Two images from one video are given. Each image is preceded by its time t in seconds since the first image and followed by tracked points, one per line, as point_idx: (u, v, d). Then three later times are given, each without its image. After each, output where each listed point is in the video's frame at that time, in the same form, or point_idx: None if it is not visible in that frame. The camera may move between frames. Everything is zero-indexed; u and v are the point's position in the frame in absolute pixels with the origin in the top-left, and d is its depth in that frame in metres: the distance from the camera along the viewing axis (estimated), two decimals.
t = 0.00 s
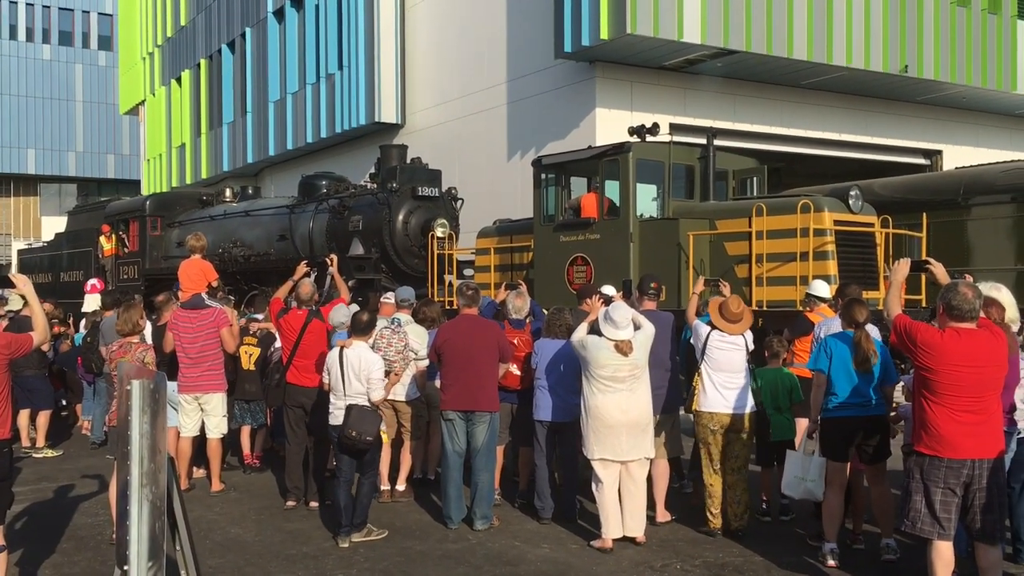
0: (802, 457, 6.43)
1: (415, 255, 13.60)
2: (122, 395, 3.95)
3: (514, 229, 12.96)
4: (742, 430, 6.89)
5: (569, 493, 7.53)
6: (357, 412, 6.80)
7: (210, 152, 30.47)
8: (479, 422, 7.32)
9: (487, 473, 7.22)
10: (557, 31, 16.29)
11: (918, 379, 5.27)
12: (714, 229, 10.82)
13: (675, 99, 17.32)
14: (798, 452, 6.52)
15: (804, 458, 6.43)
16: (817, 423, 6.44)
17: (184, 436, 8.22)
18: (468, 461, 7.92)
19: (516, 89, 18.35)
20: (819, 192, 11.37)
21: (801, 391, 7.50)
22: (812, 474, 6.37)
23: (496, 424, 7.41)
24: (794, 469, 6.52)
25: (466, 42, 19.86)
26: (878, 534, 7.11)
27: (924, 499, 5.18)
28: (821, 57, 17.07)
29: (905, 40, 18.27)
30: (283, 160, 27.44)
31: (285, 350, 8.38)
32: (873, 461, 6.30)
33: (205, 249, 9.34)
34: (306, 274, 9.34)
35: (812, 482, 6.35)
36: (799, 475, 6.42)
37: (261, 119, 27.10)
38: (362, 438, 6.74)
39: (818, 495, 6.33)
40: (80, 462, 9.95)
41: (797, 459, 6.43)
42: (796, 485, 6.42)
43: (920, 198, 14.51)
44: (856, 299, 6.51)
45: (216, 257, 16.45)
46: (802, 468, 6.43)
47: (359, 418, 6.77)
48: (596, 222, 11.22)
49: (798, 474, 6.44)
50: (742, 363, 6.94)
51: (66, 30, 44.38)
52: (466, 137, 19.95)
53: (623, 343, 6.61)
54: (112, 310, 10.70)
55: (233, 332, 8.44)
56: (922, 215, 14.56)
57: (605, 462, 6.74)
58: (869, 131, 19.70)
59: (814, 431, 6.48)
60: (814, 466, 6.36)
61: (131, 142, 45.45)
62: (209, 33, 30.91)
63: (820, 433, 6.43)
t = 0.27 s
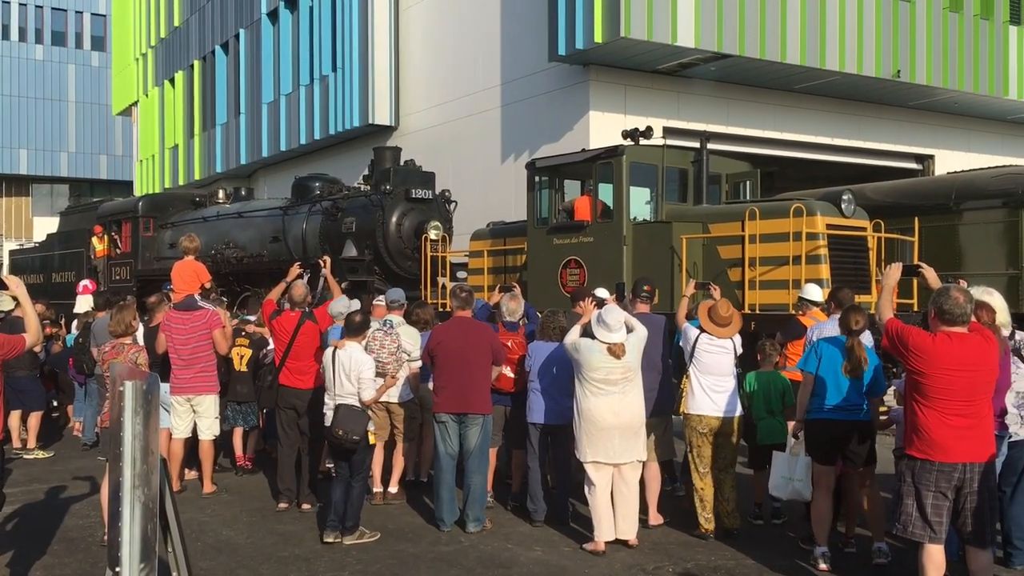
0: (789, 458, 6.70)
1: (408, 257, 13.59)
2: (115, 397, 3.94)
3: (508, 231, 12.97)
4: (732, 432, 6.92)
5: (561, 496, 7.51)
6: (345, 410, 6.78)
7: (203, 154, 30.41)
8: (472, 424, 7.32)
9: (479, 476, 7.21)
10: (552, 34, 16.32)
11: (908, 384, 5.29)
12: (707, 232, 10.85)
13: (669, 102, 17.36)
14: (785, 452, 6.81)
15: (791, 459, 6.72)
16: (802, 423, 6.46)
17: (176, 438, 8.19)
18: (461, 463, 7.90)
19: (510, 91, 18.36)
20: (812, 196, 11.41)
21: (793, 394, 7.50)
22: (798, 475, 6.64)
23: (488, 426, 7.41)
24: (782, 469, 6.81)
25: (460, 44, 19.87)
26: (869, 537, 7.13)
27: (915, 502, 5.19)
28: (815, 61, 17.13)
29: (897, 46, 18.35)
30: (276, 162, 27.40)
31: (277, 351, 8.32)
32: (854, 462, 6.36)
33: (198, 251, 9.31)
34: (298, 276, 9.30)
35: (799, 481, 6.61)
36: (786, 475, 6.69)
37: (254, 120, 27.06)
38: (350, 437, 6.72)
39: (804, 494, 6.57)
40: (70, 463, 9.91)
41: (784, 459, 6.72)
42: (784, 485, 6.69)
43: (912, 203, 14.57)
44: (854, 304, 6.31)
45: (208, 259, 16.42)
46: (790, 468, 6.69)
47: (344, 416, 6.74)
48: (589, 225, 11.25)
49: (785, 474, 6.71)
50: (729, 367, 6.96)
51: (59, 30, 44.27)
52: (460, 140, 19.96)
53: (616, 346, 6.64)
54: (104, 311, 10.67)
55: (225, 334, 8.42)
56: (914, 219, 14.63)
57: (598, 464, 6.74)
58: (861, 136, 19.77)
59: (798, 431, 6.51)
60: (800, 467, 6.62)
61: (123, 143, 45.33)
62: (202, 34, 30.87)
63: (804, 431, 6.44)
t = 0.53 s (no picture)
0: (774, 461, 6.50)
1: (403, 261, 13.58)
2: (108, 400, 3.93)
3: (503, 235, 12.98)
4: (728, 436, 6.90)
5: (556, 500, 7.51)
6: (332, 410, 6.88)
7: (198, 156, 30.36)
8: (466, 428, 7.31)
9: (473, 480, 7.20)
10: (547, 39, 16.34)
11: (902, 389, 5.29)
12: (702, 236, 10.86)
13: (664, 107, 17.38)
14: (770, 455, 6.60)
15: (776, 461, 6.51)
16: (785, 428, 6.47)
17: (168, 441, 8.16)
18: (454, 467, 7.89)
19: (506, 95, 18.37)
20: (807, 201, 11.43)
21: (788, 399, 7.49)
22: (784, 478, 6.46)
23: (482, 430, 7.39)
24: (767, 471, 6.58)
25: (455, 48, 19.88)
26: (863, 542, 7.13)
27: (909, 506, 5.20)
28: (809, 66, 17.18)
29: (891, 51, 18.42)
30: (271, 165, 27.37)
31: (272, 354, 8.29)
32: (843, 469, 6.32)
33: (192, 254, 9.29)
34: (293, 280, 9.28)
35: (785, 484, 6.44)
36: (772, 478, 6.49)
37: (249, 123, 27.03)
38: (339, 437, 6.78)
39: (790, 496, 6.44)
40: (63, 466, 9.87)
41: (769, 462, 6.50)
42: (769, 489, 6.50)
43: (906, 208, 14.62)
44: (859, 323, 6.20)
45: (203, 262, 16.39)
46: (774, 470, 6.50)
47: (331, 416, 6.82)
48: (584, 229, 11.26)
49: (770, 477, 6.51)
50: (725, 370, 6.94)
51: (53, 32, 44.18)
52: (455, 144, 19.96)
53: (610, 350, 6.62)
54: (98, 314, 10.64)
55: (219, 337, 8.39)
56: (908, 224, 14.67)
57: (592, 469, 6.73)
58: (855, 141, 19.82)
59: (783, 435, 6.49)
60: (787, 470, 6.45)
61: (117, 145, 45.24)
62: (197, 37, 30.85)
63: (787, 438, 6.44)
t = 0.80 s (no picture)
0: (764, 459, 6.41)
1: (401, 263, 13.58)
2: (105, 403, 3.92)
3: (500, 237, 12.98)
4: (726, 436, 6.90)
5: (554, 502, 7.51)
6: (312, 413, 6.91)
7: (195, 158, 30.34)
8: (464, 430, 7.30)
9: (472, 482, 7.19)
10: (544, 41, 16.35)
11: (899, 391, 5.30)
12: (699, 238, 10.88)
13: (661, 109, 17.40)
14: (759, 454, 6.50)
15: (766, 459, 6.41)
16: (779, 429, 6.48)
17: (166, 443, 8.15)
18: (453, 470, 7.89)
19: (503, 97, 18.38)
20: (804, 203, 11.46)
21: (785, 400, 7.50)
22: (771, 477, 6.36)
23: (481, 432, 7.38)
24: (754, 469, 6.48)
25: (452, 50, 19.89)
26: (860, 543, 7.14)
27: (906, 508, 5.21)
28: (806, 68, 17.21)
29: (888, 53, 18.45)
30: (268, 167, 27.36)
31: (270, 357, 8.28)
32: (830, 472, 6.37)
33: (190, 256, 9.29)
34: (289, 282, 9.25)
35: (772, 483, 6.34)
36: (759, 476, 6.39)
37: (246, 125, 27.02)
38: (315, 439, 6.81)
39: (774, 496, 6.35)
40: (61, 469, 9.86)
41: (758, 460, 6.40)
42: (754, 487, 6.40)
43: (903, 210, 14.65)
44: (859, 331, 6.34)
45: (200, 264, 16.38)
46: (763, 469, 6.40)
47: (308, 419, 6.85)
48: (582, 231, 11.28)
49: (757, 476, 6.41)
50: (725, 372, 6.95)
51: (50, 34, 44.14)
52: (452, 146, 19.97)
53: (608, 353, 6.62)
54: (95, 316, 10.63)
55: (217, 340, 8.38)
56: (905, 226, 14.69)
57: (590, 471, 6.73)
58: (852, 143, 19.85)
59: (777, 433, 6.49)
60: (775, 469, 6.35)
61: (115, 148, 45.20)
62: (194, 39, 30.83)
63: (781, 439, 6.44)
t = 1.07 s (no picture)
0: (768, 460, 6.45)
1: (400, 264, 13.59)
2: (105, 404, 3.93)
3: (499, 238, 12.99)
4: (725, 437, 6.90)
5: (553, 503, 7.51)
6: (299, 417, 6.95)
7: (194, 160, 30.34)
8: (464, 430, 7.30)
9: (471, 483, 7.19)
10: (543, 41, 16.36)
11: (898, 391, 5.31)
12: (698, 239, 10.89)
13: (660, 110, 17.41)
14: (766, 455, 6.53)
15: (770, 461, 6.45)
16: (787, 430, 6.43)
17: (166, 445, 8.15)
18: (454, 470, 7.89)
19: (502, 98, 18.39)
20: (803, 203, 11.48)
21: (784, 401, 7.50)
22: (775, 478, 6.40)
23: (480, 432, 7.39)
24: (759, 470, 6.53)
25: (451, 51, 19.90)
26: (859, 543, 7.15)
27: (905, 509, 5.22)
28: (805, 69, 17.22)
29: (887, 54, 18.47)
30: (267, 168, 27.37)
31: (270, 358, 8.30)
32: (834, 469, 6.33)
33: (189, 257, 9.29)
34: (289, 283, 9.24)
35: (776, 485, 6.37)
36: (764, 478, 6.43)
37: (246, 126, 27.03)
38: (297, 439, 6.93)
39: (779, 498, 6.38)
40: (60, 471, 9.87)
41: (763, 461, 6.45)
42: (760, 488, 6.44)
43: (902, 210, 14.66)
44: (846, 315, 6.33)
45: (199, 265, 16.39)
46: (768, 471, 6.44)
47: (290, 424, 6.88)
48: (581, 232, 11.30)
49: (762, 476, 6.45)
50: (727, 372, 6.96)
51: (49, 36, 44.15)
52: (452, 147, 19.98)
53: (607, 354, 6.63)
54: (94, 318, 10.64)
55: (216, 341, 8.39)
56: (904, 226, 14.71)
57: (589, 471, 6.73)
58: (851, 143, 19.86)
59: (782, 437, 6.46)
60: (779, 470, 6.39)
61: (114, 149, 45.22)
62: (193, 40, 30.85)
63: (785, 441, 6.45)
